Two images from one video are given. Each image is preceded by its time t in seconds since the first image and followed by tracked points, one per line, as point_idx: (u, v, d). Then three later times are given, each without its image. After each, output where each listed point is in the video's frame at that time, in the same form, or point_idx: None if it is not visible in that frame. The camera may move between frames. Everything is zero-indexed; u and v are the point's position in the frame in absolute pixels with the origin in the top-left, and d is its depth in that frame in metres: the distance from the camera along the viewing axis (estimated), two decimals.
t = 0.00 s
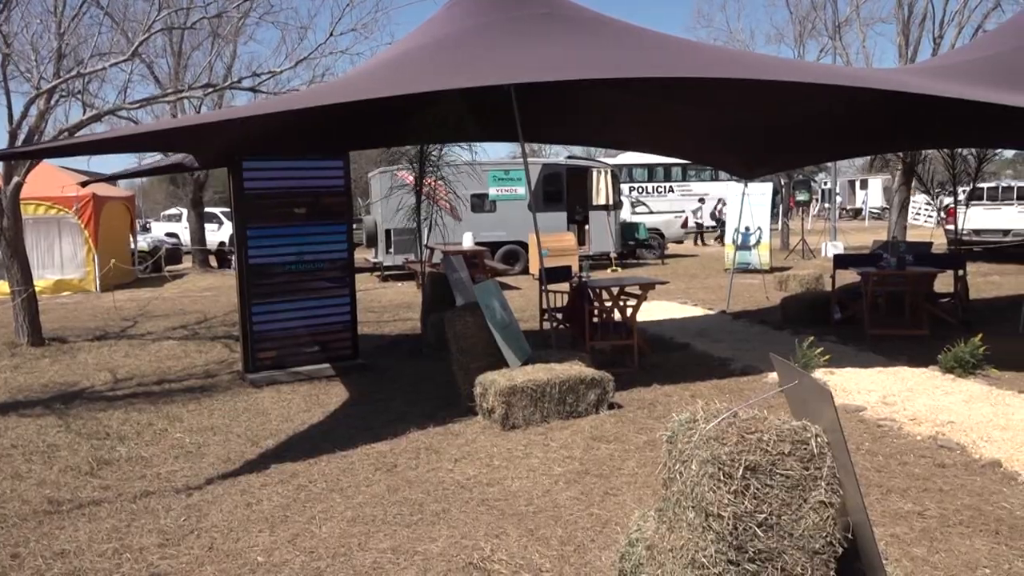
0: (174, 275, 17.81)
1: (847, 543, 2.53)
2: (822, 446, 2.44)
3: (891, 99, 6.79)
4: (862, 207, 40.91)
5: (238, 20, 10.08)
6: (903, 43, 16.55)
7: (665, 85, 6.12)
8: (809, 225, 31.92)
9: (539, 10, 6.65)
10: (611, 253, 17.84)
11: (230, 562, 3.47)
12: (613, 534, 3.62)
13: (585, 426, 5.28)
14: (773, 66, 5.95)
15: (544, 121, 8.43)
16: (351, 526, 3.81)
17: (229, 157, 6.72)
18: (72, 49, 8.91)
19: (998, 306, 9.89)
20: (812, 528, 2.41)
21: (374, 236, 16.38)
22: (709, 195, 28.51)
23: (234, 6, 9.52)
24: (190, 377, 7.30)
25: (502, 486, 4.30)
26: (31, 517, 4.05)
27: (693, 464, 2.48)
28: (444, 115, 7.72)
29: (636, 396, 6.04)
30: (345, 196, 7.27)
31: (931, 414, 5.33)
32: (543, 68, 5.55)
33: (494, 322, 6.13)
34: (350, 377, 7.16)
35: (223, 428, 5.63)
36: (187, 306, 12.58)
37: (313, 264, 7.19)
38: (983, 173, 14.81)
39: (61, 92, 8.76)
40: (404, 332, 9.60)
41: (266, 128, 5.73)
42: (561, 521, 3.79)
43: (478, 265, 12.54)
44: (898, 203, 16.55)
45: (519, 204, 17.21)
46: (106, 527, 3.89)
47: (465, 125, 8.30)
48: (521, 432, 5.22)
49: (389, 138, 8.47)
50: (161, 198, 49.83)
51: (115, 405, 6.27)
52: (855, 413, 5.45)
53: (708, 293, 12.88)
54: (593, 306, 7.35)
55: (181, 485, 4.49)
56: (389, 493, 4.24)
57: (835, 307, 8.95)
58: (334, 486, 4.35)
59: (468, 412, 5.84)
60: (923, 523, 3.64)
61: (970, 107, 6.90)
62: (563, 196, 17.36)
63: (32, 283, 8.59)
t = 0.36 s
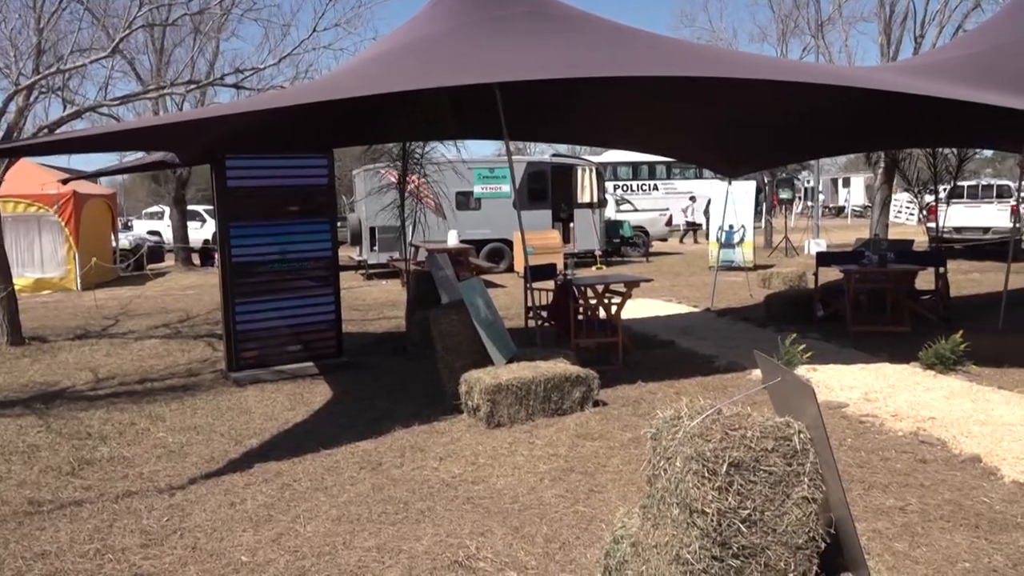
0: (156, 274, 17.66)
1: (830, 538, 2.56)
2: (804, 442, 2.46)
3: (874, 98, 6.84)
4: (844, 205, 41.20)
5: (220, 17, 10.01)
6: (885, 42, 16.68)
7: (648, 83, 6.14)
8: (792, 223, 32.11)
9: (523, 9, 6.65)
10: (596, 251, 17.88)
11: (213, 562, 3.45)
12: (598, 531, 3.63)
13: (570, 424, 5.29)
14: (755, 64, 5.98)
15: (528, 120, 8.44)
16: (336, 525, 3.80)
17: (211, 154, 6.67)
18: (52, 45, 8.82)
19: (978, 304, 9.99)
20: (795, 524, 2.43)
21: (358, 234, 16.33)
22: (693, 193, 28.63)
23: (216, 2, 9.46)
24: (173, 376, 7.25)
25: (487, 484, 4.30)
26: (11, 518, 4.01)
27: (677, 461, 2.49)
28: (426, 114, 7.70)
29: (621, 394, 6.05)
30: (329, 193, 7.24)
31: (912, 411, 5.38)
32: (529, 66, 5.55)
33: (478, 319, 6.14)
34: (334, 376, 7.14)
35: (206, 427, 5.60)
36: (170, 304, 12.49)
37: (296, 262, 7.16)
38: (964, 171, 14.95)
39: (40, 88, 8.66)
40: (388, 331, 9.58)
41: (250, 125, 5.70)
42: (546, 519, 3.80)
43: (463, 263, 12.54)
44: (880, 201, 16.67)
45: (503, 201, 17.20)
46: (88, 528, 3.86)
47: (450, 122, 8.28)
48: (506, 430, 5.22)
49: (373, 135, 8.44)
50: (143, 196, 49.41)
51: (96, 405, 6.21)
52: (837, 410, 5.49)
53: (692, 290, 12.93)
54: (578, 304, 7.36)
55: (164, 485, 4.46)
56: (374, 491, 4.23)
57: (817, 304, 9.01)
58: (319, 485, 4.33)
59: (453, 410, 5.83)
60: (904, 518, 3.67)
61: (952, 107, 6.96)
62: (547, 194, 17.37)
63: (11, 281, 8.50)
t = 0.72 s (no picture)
0: (138, 272, 17.52)
1: (812, 533, 2.58)
2: (788, 438, 2.48)
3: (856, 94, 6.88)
4: (827, 202, 41.47)
5: (203, 13, 9.94)
6: (866, 40, 16.80)
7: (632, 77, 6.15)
8: (776, 220, 32.29)
9: (507, 3, 6.64)
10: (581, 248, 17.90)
11: (197, 562, 3.43)
12: (583, 528, 3.64)
13: (555, 421, 5.29)
14: (739, 60, 6.00)
15: (513, 116, 8.43)
16: (321, 524, 3.79)
17: (194, 150, 6.62)
18: (31, 41, 8.73)
19: (958, 300, 10.09)
20: (778, 519, 2.44)
21: (343, 231, 16.27)
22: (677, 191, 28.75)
23: None
24: (155, 375, 7.19)
25: (472, 481, 4.30)
26: None
27: (662, 457, 2.50)
28: (411, 109, 7.68)
29: (606, 391, 6.07)
30: (313, 191, 7.21)
31: (894, 406, 5.43)
32: (513, 60, 5.55)
33: (464, 316, 6.13)
34: (319, 374, 7.11)
35: (189, 426, 5.56)
36: (152, 303, 12.39)
37: (280, 260, 7.12)
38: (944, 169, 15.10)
39: (19, 84, 8.57)
40: (373, 329, 9.54)
41: (233, 121, 5.66)
42: (532, 516, 3.80)
43: (449, 260, 12.55)
44: (862, 198, 16.79)
45: (488, 199, 17.18)
46: (69, 528, 3.82)
47: (434, 118, 8.27)
48: (491, 427, 5.22)
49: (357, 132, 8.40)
50: (125, 194, 48.98)
51: (77, 404, 6.15)
52: (820, 405, 5.53)
53: (677, 287, 12.97)
54: (563, 301, 7.37)
55: (147, 485, 4.43)
56: (359, 490, 4.22)
57: (800, 301, 9.07)
58: (303, 484, 4.31)
59: (438, 408, 5.82)
60: (887, 512, 3.70)
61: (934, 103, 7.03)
62: (532, 191, 17.38)
63: None
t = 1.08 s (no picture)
0: (104, 272, 17.24)
1: (781, 527, 2.61)
2: (757, 433, 2.51)
3: (823, 91, 6.98)
4: (795, 200, 41.96)
5: (169, 9, 9.81)
6: (833, 40, 17.03)
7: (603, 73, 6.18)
8: (745, 218, 32.61)
9: None
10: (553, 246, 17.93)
11: (166, 565, 3.38)
12: (556, 525, 3.65)
13: (528, 419, 5.30)
14: (707, 56, 6.06)
15: (484, 114, 8.42)
16: (292, 525, 3.76)
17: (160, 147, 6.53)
18: None
19: (922, 296, 10.28)
20: (748, 514, 2.47)
21: (313, 230, 16.14)
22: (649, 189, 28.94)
23: None
24: (122, 376, 7.08)
25: (445, 480, 4.29)
26: None
27: (633, 454, 2.52)
28: (381, 105, 7.64)
29: (578, 388, 6.09)
30: (283, 189, 7.15)
31: (861, 401, 5.51)
32: (483, 53, 5.58)
33: (435, 314, 6.11)
34: (289, 374, 7.06)
35: (157, 428, 5.49)
36: (118, 303, 12.20)
37: (250, 259, 7.05)
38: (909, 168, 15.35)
39: None
40: (344, 328, 9.49)
41: (201, 114, 5.62)
42: (504, 514, 3.80)
43: (422, 258, 12.53)
44: (830, 196, 17.01)
45: (460, 197, 17.12)
46: (33, 533, 3.75)
47: (405, 115, 8.24)
48: (464, 426, 5.22)
49: (327, 128, 8.34)
50: (90, 192, 48.13)
51: (41, 407, 6.04)
52: (789, 401, 5.60)
53: (648, 285, 13.05)
54: (535, 299, 7.37)
55: (113, 488, 4.36)
56: (331, 490, 4.19)
57: (770, 297, 9.17)
58: (274, 485, 4.27)
59: (410, 407, 5.80)
60: (854, 506, 3.76)
61: (897, 100, 7.18)
62: (504, 189, 17.36)
63: None
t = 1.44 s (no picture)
0: (60, 273, 16.86)
1: (744, 522, 2.65)
2: (720, 430, 2.55)
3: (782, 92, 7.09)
4: (756, 199, 42.52)
5: (126, 4, 9.63)
6: (793, 42, 17.28)
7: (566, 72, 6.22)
8: (709, 217, 32.95)
9: None
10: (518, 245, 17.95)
11: (125, 572, 3.32)
12: (522, 524, 3.65)
13: (494, 418, 5.30)
14: (669, 56, 6.13)
15: (448, 114, 8.41)
16: (255, 528, 3.71)
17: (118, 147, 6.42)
18: None
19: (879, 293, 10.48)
20: (712, 509, 2.50)
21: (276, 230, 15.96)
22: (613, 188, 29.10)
23: None
24: (79, 380, 6.93)
25: (411, 481, 4.27)
26: None
27: (599, 452, 2.53)
28: (344, 105, 7.59)
29: (544, 387, 6.11)
30: (245, 189, 7.06)
31: (821, 396, 5.60)
32: (446, 52, 5.59)
33: (401, 315, 6.05)
34: (252, 376, 6.97)
35: (115, 432, 5.38)
36: (74, 305, 11.94)
37: (212, 259, 6.95)
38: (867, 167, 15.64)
39: None
40: (307, 329, 9.40)
41: (159, 110, 5.53)
42: (471, 513, 3.80)
43: (386, 258, 12.48)
44: (790, 195, 17.26)
45: (425, 196, 17.07)
46: None
47: (369, 114, 8.20)
48: (430, 426, 5.20)
49: (289, 127, 8.26)
50: (45, 191, 47.07)
51: None
52: (751, 397, 5.67)
53: (613, 283, 13.13)
54: (500, 299, 7.38)
55: (71, 494, 4.27)
56: (295, 492, 4.15)
57: (732, 295, 9.28)
58: (237, 489, 4.22)
59: (375, 408, 5.76)
60: (815, 499, 3.82)
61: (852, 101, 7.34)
62: (468, 188, 17.33)
63: None
